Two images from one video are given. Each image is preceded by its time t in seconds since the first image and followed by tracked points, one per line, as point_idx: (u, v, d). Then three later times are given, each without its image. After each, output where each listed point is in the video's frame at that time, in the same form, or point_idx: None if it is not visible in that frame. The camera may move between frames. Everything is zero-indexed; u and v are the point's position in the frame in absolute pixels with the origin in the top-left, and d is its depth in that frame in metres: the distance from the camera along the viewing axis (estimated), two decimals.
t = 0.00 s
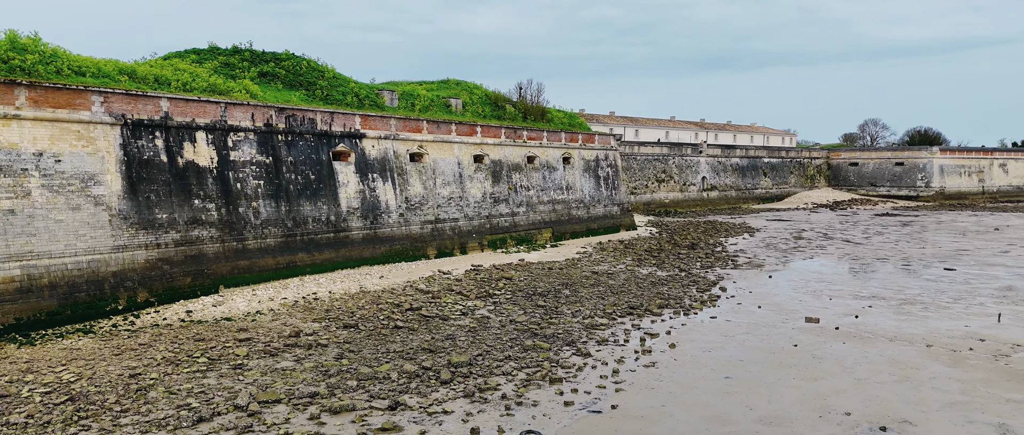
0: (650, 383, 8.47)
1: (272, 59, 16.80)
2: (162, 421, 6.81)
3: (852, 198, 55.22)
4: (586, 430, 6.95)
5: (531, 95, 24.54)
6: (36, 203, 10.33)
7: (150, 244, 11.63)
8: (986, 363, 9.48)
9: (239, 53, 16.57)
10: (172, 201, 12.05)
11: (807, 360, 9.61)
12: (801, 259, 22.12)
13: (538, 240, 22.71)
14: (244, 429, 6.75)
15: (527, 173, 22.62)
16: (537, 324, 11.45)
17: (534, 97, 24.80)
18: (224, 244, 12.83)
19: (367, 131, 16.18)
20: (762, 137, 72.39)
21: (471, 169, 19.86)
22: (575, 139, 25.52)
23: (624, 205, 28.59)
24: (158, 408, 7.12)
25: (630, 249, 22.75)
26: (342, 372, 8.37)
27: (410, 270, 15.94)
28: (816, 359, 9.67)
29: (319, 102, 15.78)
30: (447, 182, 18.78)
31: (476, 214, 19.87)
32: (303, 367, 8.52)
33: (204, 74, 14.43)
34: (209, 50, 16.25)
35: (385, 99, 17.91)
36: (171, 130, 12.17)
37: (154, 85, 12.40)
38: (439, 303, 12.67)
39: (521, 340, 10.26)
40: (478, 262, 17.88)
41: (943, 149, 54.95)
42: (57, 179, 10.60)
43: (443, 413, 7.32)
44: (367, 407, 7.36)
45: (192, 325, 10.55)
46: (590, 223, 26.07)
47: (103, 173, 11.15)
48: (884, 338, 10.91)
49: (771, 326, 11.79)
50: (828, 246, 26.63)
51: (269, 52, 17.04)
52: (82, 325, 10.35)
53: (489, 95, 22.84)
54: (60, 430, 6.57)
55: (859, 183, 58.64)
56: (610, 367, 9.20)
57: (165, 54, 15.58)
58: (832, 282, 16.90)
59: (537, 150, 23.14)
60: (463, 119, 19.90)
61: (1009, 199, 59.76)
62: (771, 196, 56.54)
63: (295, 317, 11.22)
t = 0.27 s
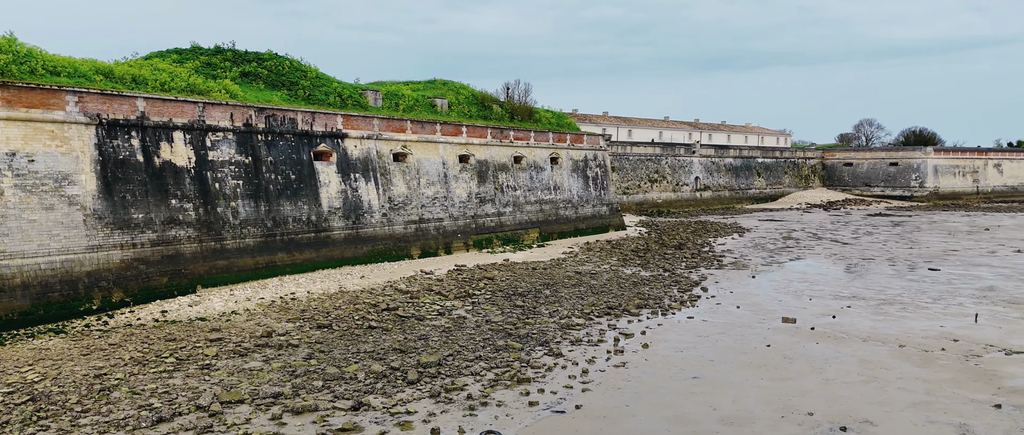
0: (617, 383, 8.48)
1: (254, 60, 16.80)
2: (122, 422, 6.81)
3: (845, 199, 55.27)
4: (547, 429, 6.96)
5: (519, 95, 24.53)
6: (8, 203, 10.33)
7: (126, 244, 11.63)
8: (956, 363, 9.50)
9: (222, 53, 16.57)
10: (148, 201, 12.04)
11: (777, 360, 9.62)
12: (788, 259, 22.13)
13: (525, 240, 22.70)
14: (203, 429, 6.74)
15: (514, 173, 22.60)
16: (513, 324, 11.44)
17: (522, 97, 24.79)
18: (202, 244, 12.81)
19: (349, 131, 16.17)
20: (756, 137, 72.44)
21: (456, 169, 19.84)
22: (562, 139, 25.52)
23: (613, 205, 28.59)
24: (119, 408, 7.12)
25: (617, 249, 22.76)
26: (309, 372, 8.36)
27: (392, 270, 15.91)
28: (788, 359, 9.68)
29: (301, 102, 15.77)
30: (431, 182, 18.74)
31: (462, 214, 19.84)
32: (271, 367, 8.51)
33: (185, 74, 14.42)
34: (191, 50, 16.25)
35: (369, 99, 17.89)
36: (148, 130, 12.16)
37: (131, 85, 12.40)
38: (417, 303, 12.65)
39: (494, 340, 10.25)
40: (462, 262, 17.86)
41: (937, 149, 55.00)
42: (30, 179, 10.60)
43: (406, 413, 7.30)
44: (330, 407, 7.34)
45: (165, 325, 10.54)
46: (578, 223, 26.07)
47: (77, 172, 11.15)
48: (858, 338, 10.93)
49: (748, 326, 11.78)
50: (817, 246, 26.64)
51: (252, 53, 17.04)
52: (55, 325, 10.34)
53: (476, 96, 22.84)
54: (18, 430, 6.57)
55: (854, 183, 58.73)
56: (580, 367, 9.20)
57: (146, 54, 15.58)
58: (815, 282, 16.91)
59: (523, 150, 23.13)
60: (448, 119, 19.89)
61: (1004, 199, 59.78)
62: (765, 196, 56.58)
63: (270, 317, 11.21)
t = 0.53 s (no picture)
0: (585, 383, 8.49)
1: (237, 59, 16.79)
2: (82, 422, 6.80)
3: (839, 199, 55.30)
4: (508, 429, 6.97)
5: (506, 95, 24.52)
6: None
7: (101, 244, 11.63)
8: (925, 363, 9.53)
9: (204, 53, 16.56)
10: (125, 201, 12.04)
11: (748, 360, 9.64)
12: (775, 259, 22.14)
13: (512, 240, 22.68)
14: (163, 429, 6.73)
15: (500, 173, 22.59)
16: (489, 324, 11.44)
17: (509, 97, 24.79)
18: (180, 244, 12.80)
19: (331, 131, 16.16)
20: (751, 137, 72.48)
21: (442, 169, 19.82)
22: (550, 139, 25.51)
23: (602, 205, 28.60)
24: (81, 408, 7.11)
25: (604, 249, 22.77)
26: (276, 372, 8.35)
27: (374, 270, 15.90)
28: (759, 359, 9.69)
29: (283, 102, 15.76)
30: (416, 182, 18.71)
31: (447, 214, 19.81)
32: (238, 367, 8.50)
33: (164, 74, 14.42)
34: (173, 50, 16.24)
35: (352, 99, 17.88)
36: (124, 130, 12.16)
37: (108, 85, 12.41)
38: (395, 303, 12.64)
39: (467, 340, 10.24)
40: (445, 262, 17.83)
41: (930, 149, 55.07)
42: (3, 178, 10.60)
43: (369, 413, 7.29)
44: (293, 407, 7.33)
45: (138, 324, 10.53)
46: (566, 223, 26.07)
47: (51, 172, 11.14)
48: (832, 338, 10.95)
49: (724, 326, 11.78)
50: (806, 246, 26.66)
51: (234, 52, 17.03)
52: (27, 325, 10.33)
53: (463, 95, 22.83)
54: None
55: (848, 183, 58.71)
56: (550, 367, 9.21)
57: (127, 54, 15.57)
58: (798, 283, 16.92)
59: (510, 150, 23.12)
60: (433, 118, 19.88)
61: (998, 200, 59.81)
62: (758, 196, 56.63)
63: (245, 317, 11.19)
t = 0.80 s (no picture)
0: (552, 383, 8.50)
1: (219, 59, 16.79)
2: (41, 422, 6.80)
3: (832, 199, 55.35)
4: (469, 428, 6.97)
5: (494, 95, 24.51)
6: None
7: (76, 244, 11.63)
8: (895, 363, 9.56)
9: (186, 53, 16.56)
10: (101, 201, 12.05)
11: (718, 360, 9.66)
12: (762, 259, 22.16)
13: (499, 240, 22.66)
14: (122, 429, 6.72)
15: (487, 172, 22.58)
16: (464, 324, 11.43)
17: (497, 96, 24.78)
18: (158, 244, 12.79)
19: (313, 130, 16.15)
20: (745, 137, 72.52)
21: (427, 168, 19.79)
22: (538, 139, 25.51)
23: (591, 205, 28.61)
24: (42, 408, 7.11)
25: (591, 249, 22.79)
26: (243, 372, 8.35)
27: (356, 270, 15.88)
28: (730, 359, 9.70)
29: (264, 102, 15.75)
30: (400, 181, 18.70)
31: (432, 214, 19.79)
32: (206, 367, 8.49)
33: (143, 74, 14.41)
34: (155, 50, 16.24)
35: (336, 99, 17.87)
36: (101, 129, 12.17)
37: (85, 85, 12.41)
38: (373, 303, 12.63)
39: (440, 340, 10.24)
40: (429, 262, 17.80)
41: (924, 149, 55.12)
42: None
43: (332, 413, 7.29)
44: (256, 407, 7.33)
45: (112, 324, 10.52)
46: (554, 223, 26.07)
47: (26, 172, 11.15)
48: (806, 338, 10.96)
49: (700, 327, 11.79)
50: (795, 246, 26.67)
51: (217, 52, 17.04)
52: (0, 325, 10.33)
53: (450, 95, 22.83)
54: None
55: (843, 183, 58.87)
56: (520, 366, 9.21)
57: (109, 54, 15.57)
58: (781, 283, 16.92)
59: (497, 150, 23.11)
60: (418, 118, 19.87)
61: (992, 199, 59.83)
62: (752, 196, 56.67)
63: (220, 317, 11.18)
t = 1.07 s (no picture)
0: (521, 382, 8.49)
1: (202, 59, 16.78)
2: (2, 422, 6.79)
3: (826, 199, 55.39)
4: (431, 428, 6.96)
5: (481, 95, 24.50)
6: None
7: (52, 244, 11.62)
8: (866, 363, 9.58)
9: (168, 52, 16.55)
10: (78, 201, 12.05)
11: (690, 360, 9.67)
12: (750, 259, 22.18)
13: (486, 240, 22.63)
14: (83, 430, 6.72)
15: (475, 173, 22.55)
16: (440, 324, 11.42)
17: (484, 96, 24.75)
18: (136, 244, 12.78)
19: (295, 130, 16.13)
20: (740, 137, 72.58)
21: (412, 168, 19.76)
22: (527, 139, 25.50)
23: (581, 205, 28.61)
24: (4, 408, 7.10)
25: (578, 249, 22.81)
26: (211, 372, 8.34)
27: (338, 270, 15.86)
28: (702, 359, 9.71)
29: (246, 101, 15.74)
30: (385, 181, 18.67)
31: (418, 214, 19.76)
32: (174, 367, 8.48)
33: (123, 73, 14.39)
34: (137, 50, 16.23)
35: (319, 99, 17.85)
36: (78, 129, 12.18)
37: (64, 85, 12.41)
38: (351, 303, 12.62)
39: (414, 340, 10.23)
40: (413, 262, 17.77)
41: (919, 149, 55.19)
42: None
43: (296, 413, 7.27)
44: (220, 407, 7.32)
45: (86, 324, 10.51)
46: (543, 223, 26.07)
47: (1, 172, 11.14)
48: (780, 338, 10.99)
49: (676, 327, 11.79)
50: (784, 246, 26.68)
51: (200, 52, 17.03)
52: None
53: (437, 95, 22.81)
54: None
55: (838, 183, 58.97)
56: (490, 366, 9.21)
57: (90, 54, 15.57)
58: (765, 283, 16.93)
59: (485, 150, 23.10)
60: (404, 118, 19.86)
61: (987, 199, 59.80)
62: (746, 196, 56.72)
63: (195, 317, 11.17)
